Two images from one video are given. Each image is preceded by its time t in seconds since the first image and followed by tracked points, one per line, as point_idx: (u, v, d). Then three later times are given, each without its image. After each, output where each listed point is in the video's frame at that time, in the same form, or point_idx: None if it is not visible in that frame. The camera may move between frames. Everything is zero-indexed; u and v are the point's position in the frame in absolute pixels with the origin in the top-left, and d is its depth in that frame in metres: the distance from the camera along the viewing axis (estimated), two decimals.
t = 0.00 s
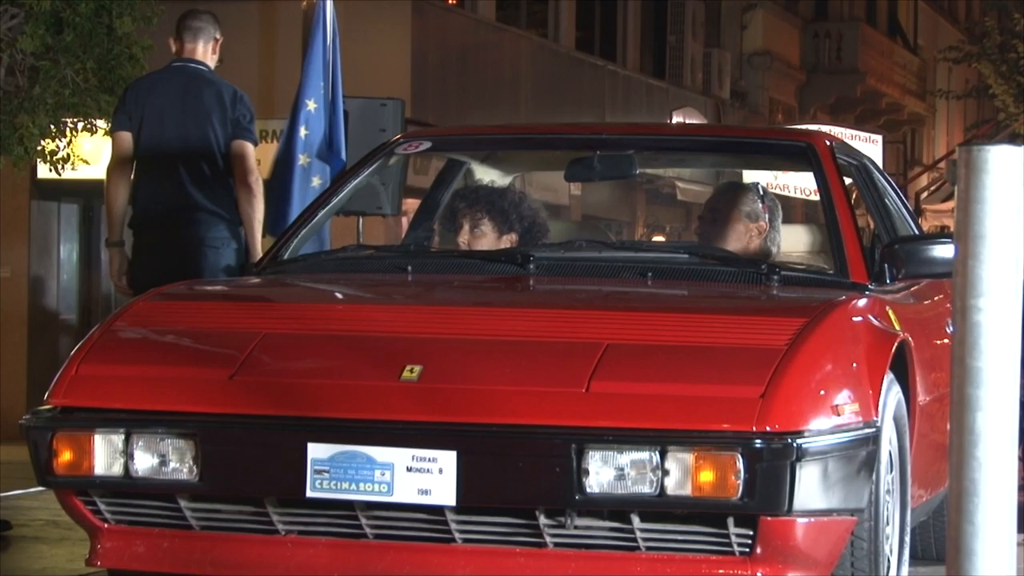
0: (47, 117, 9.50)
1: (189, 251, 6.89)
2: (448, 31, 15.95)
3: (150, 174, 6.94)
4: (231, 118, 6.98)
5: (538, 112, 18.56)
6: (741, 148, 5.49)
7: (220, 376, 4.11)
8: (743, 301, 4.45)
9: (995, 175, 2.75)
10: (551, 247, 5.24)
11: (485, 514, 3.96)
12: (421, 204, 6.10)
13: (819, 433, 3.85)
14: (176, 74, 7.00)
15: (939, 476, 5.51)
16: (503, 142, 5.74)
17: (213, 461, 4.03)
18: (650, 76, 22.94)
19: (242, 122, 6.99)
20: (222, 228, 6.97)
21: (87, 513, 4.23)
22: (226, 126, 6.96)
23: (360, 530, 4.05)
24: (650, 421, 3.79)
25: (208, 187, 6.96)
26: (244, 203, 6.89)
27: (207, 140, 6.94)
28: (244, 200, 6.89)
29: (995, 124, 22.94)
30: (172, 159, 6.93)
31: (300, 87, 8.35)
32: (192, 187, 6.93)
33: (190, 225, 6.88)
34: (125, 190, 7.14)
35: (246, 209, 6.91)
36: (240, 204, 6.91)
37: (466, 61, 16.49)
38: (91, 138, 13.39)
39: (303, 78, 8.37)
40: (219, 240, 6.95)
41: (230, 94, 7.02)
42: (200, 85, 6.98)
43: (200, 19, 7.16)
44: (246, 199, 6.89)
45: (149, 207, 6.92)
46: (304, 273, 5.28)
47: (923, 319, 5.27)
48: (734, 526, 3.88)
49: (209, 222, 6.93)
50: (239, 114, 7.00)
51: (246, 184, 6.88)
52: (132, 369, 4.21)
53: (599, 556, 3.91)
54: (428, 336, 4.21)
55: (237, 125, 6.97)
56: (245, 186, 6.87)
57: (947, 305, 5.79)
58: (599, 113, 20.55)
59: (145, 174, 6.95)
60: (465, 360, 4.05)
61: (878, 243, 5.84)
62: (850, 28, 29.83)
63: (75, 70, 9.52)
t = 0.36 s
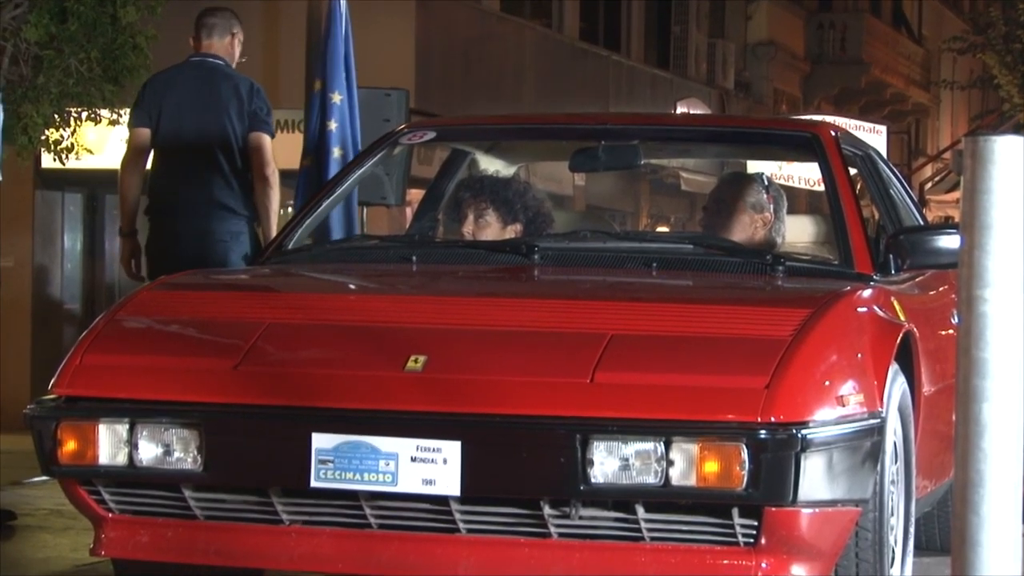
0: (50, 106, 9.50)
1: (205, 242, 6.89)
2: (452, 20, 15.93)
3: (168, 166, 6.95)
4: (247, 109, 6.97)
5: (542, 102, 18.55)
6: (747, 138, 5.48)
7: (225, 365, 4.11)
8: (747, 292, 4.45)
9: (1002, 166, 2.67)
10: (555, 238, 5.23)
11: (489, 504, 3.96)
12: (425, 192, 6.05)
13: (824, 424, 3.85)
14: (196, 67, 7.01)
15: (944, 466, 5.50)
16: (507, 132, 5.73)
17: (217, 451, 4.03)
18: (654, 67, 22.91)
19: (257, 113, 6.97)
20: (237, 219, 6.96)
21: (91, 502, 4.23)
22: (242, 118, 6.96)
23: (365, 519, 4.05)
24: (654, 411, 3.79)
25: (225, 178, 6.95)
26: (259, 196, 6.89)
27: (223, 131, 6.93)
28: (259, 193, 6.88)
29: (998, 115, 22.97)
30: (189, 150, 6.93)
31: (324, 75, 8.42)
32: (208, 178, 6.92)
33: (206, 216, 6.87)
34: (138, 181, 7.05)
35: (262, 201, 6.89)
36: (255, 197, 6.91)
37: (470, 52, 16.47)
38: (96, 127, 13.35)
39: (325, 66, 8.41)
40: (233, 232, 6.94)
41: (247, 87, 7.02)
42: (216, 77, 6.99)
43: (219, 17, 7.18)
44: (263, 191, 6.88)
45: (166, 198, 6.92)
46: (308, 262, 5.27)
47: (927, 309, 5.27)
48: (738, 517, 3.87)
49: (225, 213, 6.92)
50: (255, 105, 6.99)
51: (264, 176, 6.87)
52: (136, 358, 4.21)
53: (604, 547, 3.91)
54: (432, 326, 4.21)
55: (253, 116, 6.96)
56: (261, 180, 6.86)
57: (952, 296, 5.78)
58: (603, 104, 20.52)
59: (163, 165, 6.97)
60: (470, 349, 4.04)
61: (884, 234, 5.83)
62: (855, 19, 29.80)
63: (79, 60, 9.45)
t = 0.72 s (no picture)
0: (55, 93, 9.34)
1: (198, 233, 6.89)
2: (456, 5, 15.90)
3: (165, 160, 7.00)
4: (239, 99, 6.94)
5: (545, 86, 18.53)
6: (752, 123, 5.47)
7: (228, 351, 4.11)
8: (752, 278, 4.44)
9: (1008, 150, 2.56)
10: (559, 223, 5.22)
11: (494, 489, 3.95)
12: (427, 179, 6.02)
13: (828, 409, 3.84)
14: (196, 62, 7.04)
15: (948, 451, 5.49)
16: (512, 117, 5.72)
17: (221, 437, 4.02)
18: (658, 52, 22.87)
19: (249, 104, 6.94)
20: (230, 209, 6.93)
21: (95, 488, 4.23)
22: (235, 109, 6.93)
23: (369, 505, 4.05)
24: (658, 396, 3.78)
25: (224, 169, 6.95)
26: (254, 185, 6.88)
27: (215, 121, 6.92)
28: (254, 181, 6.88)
29: (1002, 99, 22.97)
30: (184, 144, 6.94)
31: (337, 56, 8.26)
32: (203, 170, 6.92)
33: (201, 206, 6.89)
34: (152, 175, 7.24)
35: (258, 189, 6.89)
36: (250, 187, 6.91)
37: (474, 37, 16.44)
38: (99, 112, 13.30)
39: (338, 48, 8.24)
40: (227, 222, 6.91)
41: (240, 79, 6.99)
42: (211, 70, 6.99)
43: (242, 8, 7.29)
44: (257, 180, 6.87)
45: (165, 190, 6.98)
46: (312, 247, 5.27)
47: (932, 294, 5.25)
48: (742, 503, 3.87)
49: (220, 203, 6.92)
50: (248, 96, 6.96)
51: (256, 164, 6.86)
52: (140, 344, 4.20)
53: (608, 532, 3.90)
54: (436, 312, 4.20)
55: (244, 107, 6.93)
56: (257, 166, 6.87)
57: (956, 281, 5.77)
58: (607, 89, 20.49)
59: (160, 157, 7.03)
60: (474, 334, 4.04)
61: (888, 219, 5.81)
62: (860, 4, 29.75)
63: (83, 44, 9.38)
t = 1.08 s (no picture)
0: (58, 76, 9.34)
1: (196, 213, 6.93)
2: None
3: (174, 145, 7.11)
4: (228, 78, 6.93)
5: (548, 72, 18.51)
6: (756, 107, 5.45)
7: (231, 335, 4.11)
8: (756, 262, 4.43)
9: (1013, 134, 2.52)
10: (562, 208, 5.21)
11: (497, 474, 3.96)
12: (431, 163, 5.97)
13: (831, 394, 3.84)
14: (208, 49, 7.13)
15: (951, 435, 5.48)
16: (515, 101, 5.71)
17: (224, 422, 4.02)
18: (662, 37, 22.84)
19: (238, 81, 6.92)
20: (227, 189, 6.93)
21: (98, 473, 4.24)
22: (225, 86, 6.94)
23: (372, 489, 4.05)
24: (662, 380, 3.78)
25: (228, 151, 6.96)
26: (235, 162, 6.78)
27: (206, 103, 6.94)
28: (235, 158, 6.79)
29: (1006, 83, 22.95)
30: (184, 125, 7.03)
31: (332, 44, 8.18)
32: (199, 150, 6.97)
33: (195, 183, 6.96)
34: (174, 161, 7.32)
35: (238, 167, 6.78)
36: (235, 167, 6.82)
37: (477, 21, 16.42)
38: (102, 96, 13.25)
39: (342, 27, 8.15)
40: (220, 201, 6.91)
41: (231, 56, 6.97)
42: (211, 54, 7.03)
43: None
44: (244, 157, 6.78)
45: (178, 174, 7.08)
46: (316, 232, 5.26)
47: (935, 278, 5.24)
48: (745, 487, 3.87)
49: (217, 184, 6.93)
50: (239, 73, 6.93)
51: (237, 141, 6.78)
52: (142, 328, 4.20)
53: (610, 516, 3.91)
54: (440, 296, 4.20)
55: (233, 83, 6.92)
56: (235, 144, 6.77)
57: (960, 265, 5.76)
58: (610, 74, 20.48)
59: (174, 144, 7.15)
60: (477, 319, 4.04)
61: (891, 203, 5.79)
62: None
63: (85, 29, 9.35)
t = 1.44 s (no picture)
0: (60, 65, 9.25)
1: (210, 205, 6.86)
2: None
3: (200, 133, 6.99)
4: (244, 71, 6.73)
5: (551, 61, 18.49)
6: (759, 96, 5.44)
7: (235, 324, 4.11)
8: (759, 252, 4.42)
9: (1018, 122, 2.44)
10: (565, 197, 5.20)
11: (499, 464, 3.95)
12: (435, 151, 5.93)
13: (834, 383, 3.83)
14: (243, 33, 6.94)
15: (955, 426, 5.48)
16: (517, 91, 5.70)
17: (227, 411, 4.03)
18: (664, 26, 22.82)
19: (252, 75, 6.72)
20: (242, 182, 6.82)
21: (101, 462, 4.24)
22: (241, 78, 6.76)
23: (374, 479, 4.05)
24: (665, 371, 3.78)
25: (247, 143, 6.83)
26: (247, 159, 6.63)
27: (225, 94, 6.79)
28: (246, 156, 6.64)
29: (1008, 74, 22.93)
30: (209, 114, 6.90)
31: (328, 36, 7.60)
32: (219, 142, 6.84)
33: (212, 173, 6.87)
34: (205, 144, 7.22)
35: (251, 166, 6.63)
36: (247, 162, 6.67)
37: (479, 10, 16.40)
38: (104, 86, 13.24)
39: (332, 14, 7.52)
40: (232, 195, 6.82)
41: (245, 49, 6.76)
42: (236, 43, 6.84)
43: None
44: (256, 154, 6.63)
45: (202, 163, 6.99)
46: (318, 221, 5.26)
47: (939, 269, 5.23)
48: (749, 477, 3.86)
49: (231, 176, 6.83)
50: (256, 67, 6.72)
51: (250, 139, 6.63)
52: (146, 317, 4.20)
53: (614, 506, 3.91)
54: (444, 286, 4.19)
55: (248, 78, 6.72)
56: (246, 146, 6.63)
57: (963, 255, 5.75)
58: (613, 64, 20.45)
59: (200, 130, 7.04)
60: (480, 308, 4.04)
61: (894, 192, 5.79)
62: None
63: (88, 17, 9.30)
